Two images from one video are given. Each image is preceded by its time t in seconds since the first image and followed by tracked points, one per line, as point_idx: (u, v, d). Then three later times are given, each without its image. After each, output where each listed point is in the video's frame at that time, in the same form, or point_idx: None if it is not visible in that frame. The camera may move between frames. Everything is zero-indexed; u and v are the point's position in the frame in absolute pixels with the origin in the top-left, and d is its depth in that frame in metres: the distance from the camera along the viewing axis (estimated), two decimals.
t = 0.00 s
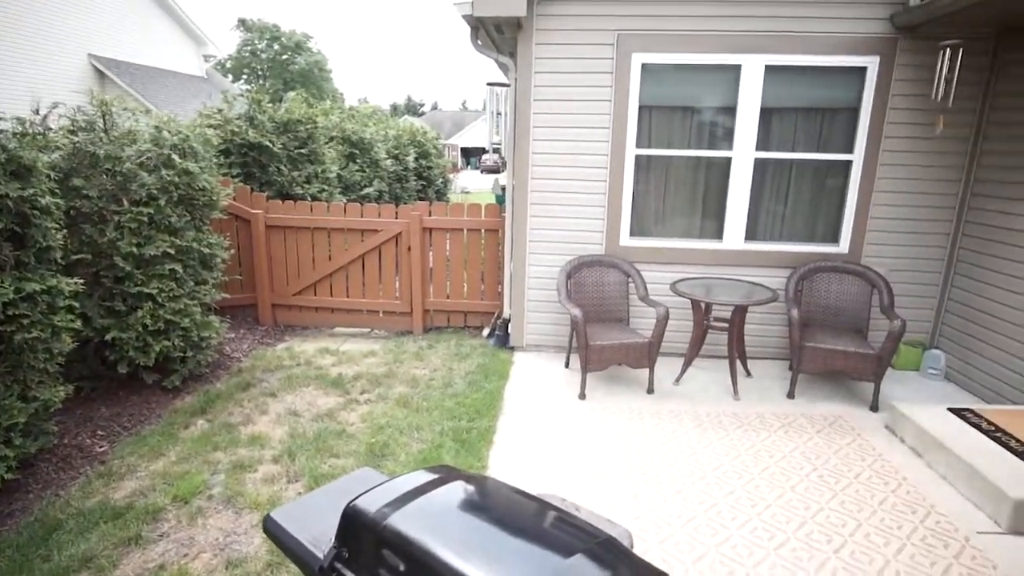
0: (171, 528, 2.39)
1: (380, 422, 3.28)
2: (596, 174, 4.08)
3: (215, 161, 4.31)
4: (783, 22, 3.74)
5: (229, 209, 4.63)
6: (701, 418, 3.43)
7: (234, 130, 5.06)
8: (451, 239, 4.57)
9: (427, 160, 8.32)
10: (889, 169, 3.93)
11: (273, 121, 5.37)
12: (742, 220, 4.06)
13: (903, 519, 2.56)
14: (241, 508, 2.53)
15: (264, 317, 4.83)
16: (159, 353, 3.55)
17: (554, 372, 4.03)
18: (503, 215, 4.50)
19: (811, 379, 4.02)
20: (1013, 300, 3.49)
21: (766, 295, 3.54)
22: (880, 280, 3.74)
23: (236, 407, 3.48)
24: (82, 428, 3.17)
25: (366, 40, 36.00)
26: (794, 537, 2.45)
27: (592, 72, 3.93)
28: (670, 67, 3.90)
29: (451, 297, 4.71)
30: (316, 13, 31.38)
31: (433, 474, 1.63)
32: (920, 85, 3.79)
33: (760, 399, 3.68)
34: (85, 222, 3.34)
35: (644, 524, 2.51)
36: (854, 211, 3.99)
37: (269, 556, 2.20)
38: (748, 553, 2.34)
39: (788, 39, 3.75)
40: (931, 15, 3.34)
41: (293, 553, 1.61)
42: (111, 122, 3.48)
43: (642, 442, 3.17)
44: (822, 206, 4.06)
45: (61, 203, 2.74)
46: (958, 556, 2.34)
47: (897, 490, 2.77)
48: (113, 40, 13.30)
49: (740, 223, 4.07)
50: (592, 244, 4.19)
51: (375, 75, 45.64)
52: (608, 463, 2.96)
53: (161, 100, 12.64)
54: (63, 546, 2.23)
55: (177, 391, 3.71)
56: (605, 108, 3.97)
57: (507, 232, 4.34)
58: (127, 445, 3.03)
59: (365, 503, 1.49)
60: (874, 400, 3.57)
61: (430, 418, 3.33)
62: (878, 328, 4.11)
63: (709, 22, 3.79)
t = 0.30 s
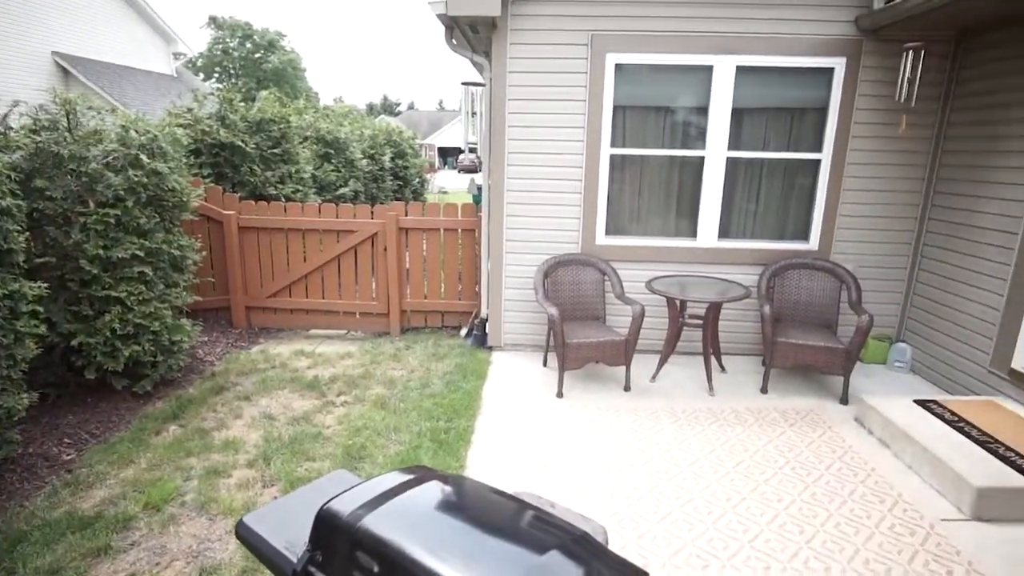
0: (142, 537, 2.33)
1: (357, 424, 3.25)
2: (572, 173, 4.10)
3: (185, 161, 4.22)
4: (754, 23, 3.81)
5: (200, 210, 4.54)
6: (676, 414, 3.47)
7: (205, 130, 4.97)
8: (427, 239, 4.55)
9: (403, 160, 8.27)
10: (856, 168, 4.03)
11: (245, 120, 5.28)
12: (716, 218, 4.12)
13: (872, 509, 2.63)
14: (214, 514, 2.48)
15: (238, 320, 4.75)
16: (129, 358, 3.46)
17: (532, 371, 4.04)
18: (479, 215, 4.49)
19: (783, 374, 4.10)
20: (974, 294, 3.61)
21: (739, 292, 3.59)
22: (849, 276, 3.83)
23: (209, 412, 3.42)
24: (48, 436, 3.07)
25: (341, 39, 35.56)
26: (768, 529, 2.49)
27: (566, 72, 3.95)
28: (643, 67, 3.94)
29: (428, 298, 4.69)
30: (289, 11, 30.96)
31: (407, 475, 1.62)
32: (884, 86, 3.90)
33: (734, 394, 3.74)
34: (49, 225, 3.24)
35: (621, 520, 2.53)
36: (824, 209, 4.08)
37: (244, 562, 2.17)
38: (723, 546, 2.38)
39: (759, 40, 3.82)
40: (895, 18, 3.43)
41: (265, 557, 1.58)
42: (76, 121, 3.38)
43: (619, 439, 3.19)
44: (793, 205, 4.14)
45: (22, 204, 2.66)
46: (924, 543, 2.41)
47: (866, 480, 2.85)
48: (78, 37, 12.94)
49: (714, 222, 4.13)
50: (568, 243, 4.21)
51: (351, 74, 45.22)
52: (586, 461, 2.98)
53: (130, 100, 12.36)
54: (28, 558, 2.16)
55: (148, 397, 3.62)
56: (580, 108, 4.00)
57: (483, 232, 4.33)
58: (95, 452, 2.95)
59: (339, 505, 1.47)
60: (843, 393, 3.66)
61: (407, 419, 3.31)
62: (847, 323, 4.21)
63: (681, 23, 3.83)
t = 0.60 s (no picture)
0: (112, 546, 2.28)
1: (333, 427, 3.22)
2: (547, 173, 4.12)
3: (153, 161, 4.12)
4: (725, 25, 3.87)
5: (169, 212, 4.44)
6: (652, 411, 3.51)
7: (174, 129, 4.89)
8: (403, 239, 4.52)
9: (379, 160, 8.21)
10: (824, 166, 4.12)
11: (215, 120, 5.19)
12: (689, 217, 4.18)
13: (842, 499, 2.69)
14: (187, 521, 2.43)
15: (210, 323, 4.66)
16: (97, 363, 3.37)
17: (509, 371, 4.05)
18: (455, 215, 4.48)
19: (756, 369, 4.18)
20: (937, 289, 3.72)
21: (712, 289, 3.65)
22: (818, 272, 3.92)
23: (181, 417, 3.35)
24: (11, 446, 2.98)
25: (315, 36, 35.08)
26: (742, 521, 2.54)
27: (541, 72, 3.96)
28: (617, 67, 3.98)
29: (405, 298, 4.66)
30: (261, 9, 30.47)
31: (381, 476, 1.62)
32: (850, 87, 4.00)
33: (709, 390, 3.80)
34: (10, 227, 3.14)
35: (599, 516, 2.55)
36: (793, 207, 4.17)
37: (218, 569, 2.13)
38: (699, 539, 2.41)
39: (729, 42, 3.89)
40: (860, 21, 3.52)
41: (238, 563, 1.56)
42: (37, 121, 3.27)
43: (596, 436, 3.22)
44: (764, 203, 4.22)
45: None
46: (891, 530, 2.48)
47: (836, 471, 2.92)
48: (39, 33, 12.54)
49: (687, 220, 4.18)
50: (544, 242, 4.23)
51: (325, 73, 44.72)
52: (564, 459, 3.00)
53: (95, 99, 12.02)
54: None
55: (117, 402, 3.53)
56: (554, 107, 4.01)
57: (460, 231, 4.32)
58: (62, 461, 2.86)
59: (312, 507, 1.46)
60: (814, 387, 3.74)
61: (384, 420, 3.29)
62: (817, 319, 4.31)
63: (654, 24, 3.88)
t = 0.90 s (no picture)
0: (81, 557, 2.22)
1: (309, 430, 3.18)
2: (524, 173, 4.13)
3: (121, 161, 4.03)
4: (697, 26, 3.93)
5: (138, 213, 4.34)
6: (629, 408, 3.54)
7: (143, 129, 4.77)
8: (379, 240, 4.49)
9: (354, 160, 8.13)
10: (795, 166, 4.21)
11: (186, 120, 5.08)
12: (663, 216, 4.23)
13: (813, 491, 2.76)
14: (160, 530, 2.38)
15: (182, 327, 4.57)
16: (63, 370, 3.28)
17: (487, 371, 4.05)
18: (431, 215, 4.47)
19: (730, 365, 4.25)
20: (903, 285, 3.83)
21: (687, 287, 3.70)
22: (789, 269, 4.00)
23: (153, 423, 3.27)
24: None
25: (288, 35, 34.58)
26: (717, 515, 2.58)
27: (516, 72, 3.97)
28: (591, 68, 4.01)
29: (381, 299, 4.63)
30: (233, 7, 29.94)
31: (356, 478, 1.61)
32: (818, 88, 4.09)
33: (684, 386, 3.85)
34: None
35: (577, 514, 2.57)
36: (765, 206, 4.25)
37: None
38: (675, 534, 2.45)
39: (702, 43, 3.94)
40: (827, 24, 3.60)
41: (210, 570, 1.53)
42: None
43: (574, 434, 3.24)
44: (736, 202, 4.30)
45: None
46: (860, 520, 2.55)
47: (808, 463, 2.98)
48: None
49: (662, 219, 4.23)
50: (521, 242, 4.24)
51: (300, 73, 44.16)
52: (542, 457, 3.01)
53: (59, 97, 11.67)
54: None
55: (85, 410, 3.44)
56: (530, 107, 4.03)
57: (436, 232, 4.31)
58: (27, 471, 2.78)
59: (285, 511, 1.44)
60: (786, 382, 3.82)
61: (362, 422, 3.26)
62: (789, 315, 4.40)
63: (627, 25, 3.91)
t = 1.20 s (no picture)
0: (48, 568, 2.15)
1: (286, 433, 3.14)
2: (501, 172, 4.13)
3: (87, 161, 3.92)
4: (671, 27, 3.97)
5: (106, 214, 4.23)
6: (607, 405, 3.57)
7: (110, 129, 4.65)
8: (355, 240, 4.45)
9: (330, 160, 8.03)
10: (767, 165, 4.29)
11: (155, 118, 4.97)
12: (639, 215, 4.27)
13: (786, 483, 2.81)
14: (131, 538, 2.33)
15: (153, 331, 4.47)
16: (28, 376, 3.18)
17: (466, 370, 4.05)
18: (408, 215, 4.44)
19: (706, 362, 4.31)
20: (871, 281, 3.93)
21: (663, 285, 3.74)
22: (762, 267, 4.07)
23: (123, 429, 3.20)
24: None
25: (262, 32, 34.02)
26: (694, 509, 2.62)
27: (492, 72, 3.97)
28: (567, 68, 4.03)
29: (358, 300, 4.60)
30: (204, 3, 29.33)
31: (331, 481, 1.59)
32: (789, 89, 4.16)
33: (661, 383, 3.90)
34: None
35: (555, 511, 2.58)
36: (738, 205, 4.32)
37: None
38: (652, 529, 2.47)
39: (675, 44, 3.99)
40: (797, 25, 3.68)
41: None
42: None
43: (553, 432, 3.25)
44: (710, 201, 4.36)
45: None
46: (832, 511, 2.61)
47: (781, 457, 3.04)
48: None
49: (638, 218, 4.27)
50: (499, 242, 4.24)
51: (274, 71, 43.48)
52: (521, 456, 3.02)
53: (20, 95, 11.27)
54: None
55: (52, 417, 3.34)
56: (506, 107, 4.03)
57: (413, 232, 4.29)
58: None
59: (259, 516, 1.42)
60: (760, 377, 3.89)
61: (339, 424, 3.23)
62: (762, 312, 4.49)
63: (602, 26, 3.94)
